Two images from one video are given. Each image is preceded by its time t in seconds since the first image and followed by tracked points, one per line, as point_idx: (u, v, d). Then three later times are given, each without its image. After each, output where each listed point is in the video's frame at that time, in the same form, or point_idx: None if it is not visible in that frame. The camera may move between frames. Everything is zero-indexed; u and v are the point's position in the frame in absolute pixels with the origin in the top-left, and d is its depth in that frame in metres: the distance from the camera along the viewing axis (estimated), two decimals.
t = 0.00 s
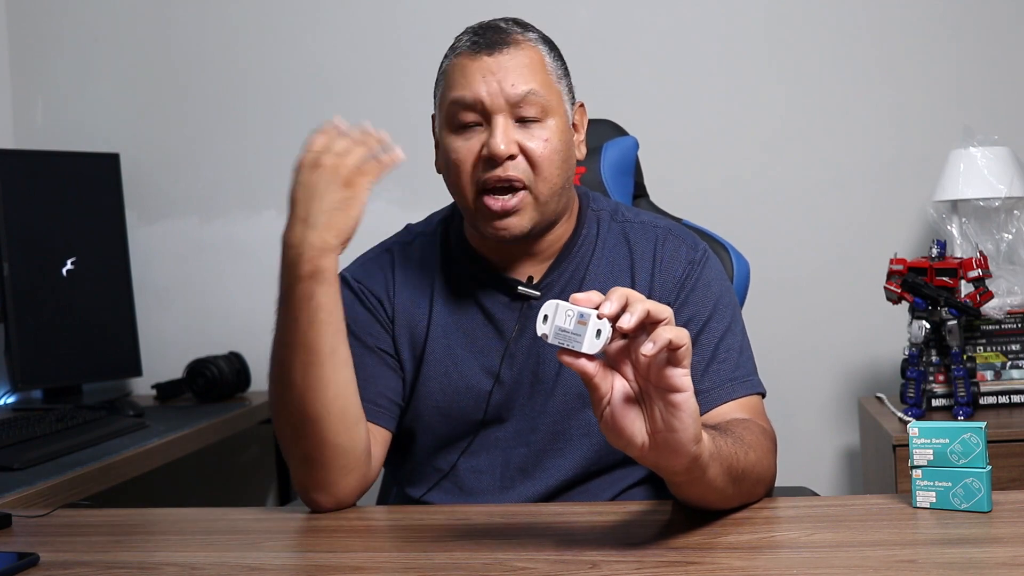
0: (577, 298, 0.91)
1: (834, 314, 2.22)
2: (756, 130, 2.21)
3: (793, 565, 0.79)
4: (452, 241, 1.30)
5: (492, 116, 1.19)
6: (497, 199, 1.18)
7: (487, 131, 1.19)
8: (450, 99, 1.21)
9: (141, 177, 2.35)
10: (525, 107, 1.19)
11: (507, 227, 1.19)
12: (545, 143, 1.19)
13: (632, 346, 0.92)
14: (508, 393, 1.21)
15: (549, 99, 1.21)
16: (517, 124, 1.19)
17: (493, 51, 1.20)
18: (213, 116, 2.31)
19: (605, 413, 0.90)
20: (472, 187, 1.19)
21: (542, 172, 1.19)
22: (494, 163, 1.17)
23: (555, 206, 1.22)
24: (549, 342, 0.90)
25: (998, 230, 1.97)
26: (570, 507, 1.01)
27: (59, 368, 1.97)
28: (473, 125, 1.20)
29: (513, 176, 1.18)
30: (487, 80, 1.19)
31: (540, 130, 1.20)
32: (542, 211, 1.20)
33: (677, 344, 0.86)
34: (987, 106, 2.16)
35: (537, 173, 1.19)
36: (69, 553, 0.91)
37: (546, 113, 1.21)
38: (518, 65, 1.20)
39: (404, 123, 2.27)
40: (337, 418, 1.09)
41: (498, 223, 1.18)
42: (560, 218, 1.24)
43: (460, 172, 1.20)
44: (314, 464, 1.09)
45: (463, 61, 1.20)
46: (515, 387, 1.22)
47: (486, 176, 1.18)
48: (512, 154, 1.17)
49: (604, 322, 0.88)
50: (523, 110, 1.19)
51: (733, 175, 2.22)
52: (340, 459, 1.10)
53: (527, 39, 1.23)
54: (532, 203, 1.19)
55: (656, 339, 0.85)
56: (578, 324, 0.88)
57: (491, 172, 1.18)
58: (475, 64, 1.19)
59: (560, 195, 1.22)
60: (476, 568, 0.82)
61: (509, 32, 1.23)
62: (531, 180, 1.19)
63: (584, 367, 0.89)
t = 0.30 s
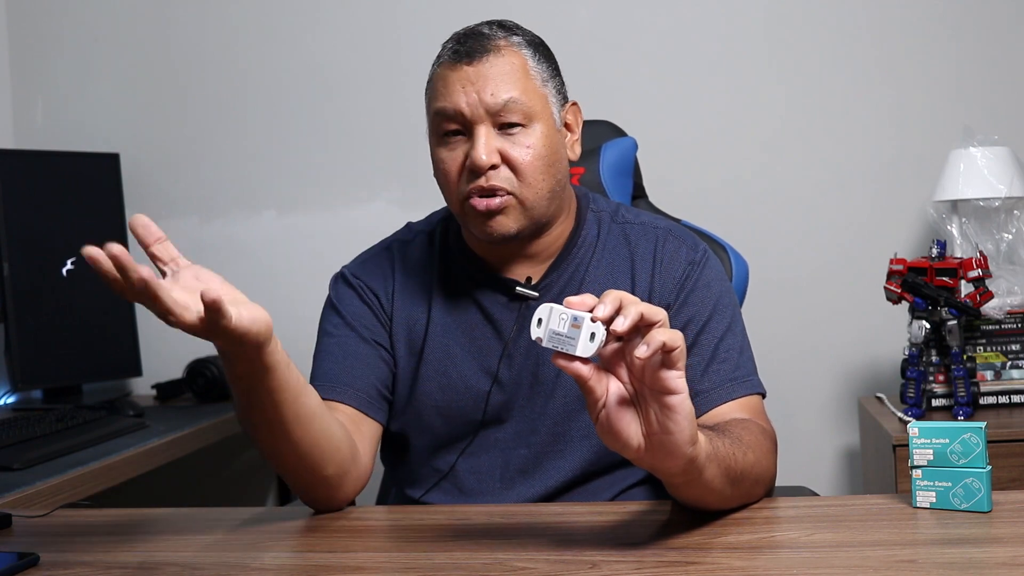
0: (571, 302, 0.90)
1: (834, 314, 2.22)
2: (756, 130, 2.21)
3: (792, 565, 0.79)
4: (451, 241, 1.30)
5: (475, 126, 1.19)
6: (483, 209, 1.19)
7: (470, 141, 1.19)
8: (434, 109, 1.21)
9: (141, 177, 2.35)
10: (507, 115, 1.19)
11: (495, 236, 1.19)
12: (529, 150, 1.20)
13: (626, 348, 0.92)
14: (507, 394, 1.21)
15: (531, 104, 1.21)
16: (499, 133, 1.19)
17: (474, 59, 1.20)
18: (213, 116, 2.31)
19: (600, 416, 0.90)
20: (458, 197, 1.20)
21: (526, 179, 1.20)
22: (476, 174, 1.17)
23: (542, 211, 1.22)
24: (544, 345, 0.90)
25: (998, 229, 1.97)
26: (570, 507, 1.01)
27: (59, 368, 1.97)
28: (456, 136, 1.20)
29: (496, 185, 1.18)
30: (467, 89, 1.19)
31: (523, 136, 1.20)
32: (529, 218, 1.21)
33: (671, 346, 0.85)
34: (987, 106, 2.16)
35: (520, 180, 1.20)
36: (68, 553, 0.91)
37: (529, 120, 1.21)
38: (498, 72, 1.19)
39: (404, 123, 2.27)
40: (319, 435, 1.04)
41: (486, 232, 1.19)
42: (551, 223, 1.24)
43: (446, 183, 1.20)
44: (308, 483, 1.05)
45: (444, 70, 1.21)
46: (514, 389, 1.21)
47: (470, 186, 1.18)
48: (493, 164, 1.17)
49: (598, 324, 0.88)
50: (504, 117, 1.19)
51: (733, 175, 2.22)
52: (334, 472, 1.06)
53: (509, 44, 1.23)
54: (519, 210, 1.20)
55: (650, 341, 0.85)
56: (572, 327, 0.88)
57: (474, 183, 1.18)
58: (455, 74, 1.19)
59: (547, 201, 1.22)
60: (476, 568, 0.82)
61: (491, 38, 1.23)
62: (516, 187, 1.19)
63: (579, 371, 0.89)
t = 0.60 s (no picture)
0: (573, 311, 0.90)
1: (834, 314, 2.22)
2: (756, 130, 2.21)
3: (792, 565, 0.79)
4: (449, 242, 1.30)
5: (468, 123, 1.19)
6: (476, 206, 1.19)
7: (463, 139, 1.20)
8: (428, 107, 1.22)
9: (141, 177, 2.35)
10: (501, 113, 1.20)
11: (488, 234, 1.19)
12: (523, 148, 1.20)
13: (631, 358, 0.92)
14: (504, 394, 1.21)
15: (526, 103, 1.21)
16: (493, 131, 1.20)
17: (469, 57, 1.20)
18: (213, 116, 2.31)
19: (605, 426, 0.90)
20: (451, 195, 1.20)
21: (519, 177, 1.20)
22: (469, 171, 1.18)
23: (536, 210, 1.22)
24: (547, 355, 0.90)
25: (998, 229, 1.97)
26: (570, 508, 1.01)
27: (59, 368, 1.97)
28: (450, 133, 1.20)
29: (489, 183, 1.18)
30: (462, 87, 1.19)
31: (517, 135, 1.20)
32: (523, 216, 1.21)
33: (676, 357, 0.85)
34: (987, 106, 2.16)
35: (513, 178, 1.20)
36: (68, 553, 0.91)
37: (524, 118, 1.21)
38: (493, 70, 1.20)
39: (404, 123, 2.27)
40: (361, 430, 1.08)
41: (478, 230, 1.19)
42: (546, 222, 1.24)
43: (440, 180, 1.20)
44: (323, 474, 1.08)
45: (440, 68, 1.21)
46: (510, 389, 1.22)
47: (463, 184, 1.19)
48: (485, 161, 1.17)
49: (601, 335, 0.88)
50: (498, 116, 1.20)
51: (733, 176, 2.22)
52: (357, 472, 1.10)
53: (507, 44, 1.23)
54: (511, 209, 1.20)
55: (655, 352, 0.85)
56: (575, 337, 0.88)
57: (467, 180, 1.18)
58: (450, 71, 1.20)
59: (542, 200, 1.22)
60: (476, 569, 0.82)
61: (488, 37, 1.23)
62: (508, 186, 1.20)
63: (582, 381, 0.89)
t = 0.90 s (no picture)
0: (568, 311, 0.90)
1: (834, 314, 2.22)
2: (756, 130, 2.21)
3: (792, 565, 0.79)
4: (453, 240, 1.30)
5: (467, 114, 1.19)
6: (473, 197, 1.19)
7: (462, 129, 1.20)
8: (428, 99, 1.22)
9: (141, 177, 2.35)
10: (499, 104, 1.20)
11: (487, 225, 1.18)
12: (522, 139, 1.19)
13: (626, 356, 0.92)
14: (505, 392, 1.21)
15: (524, 94, 1.21)
16: (491, 122, 1.20)
17: (469, 50, 1.21)
18: (214, 116, 2.31)
19: (600, 424, 0.90)
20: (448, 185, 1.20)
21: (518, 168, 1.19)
22: (466, 160, 1.17)
23: (534, 201, 1.21)
24: (542, 354, 0.90)
25: (998, 229, 1.97)
26: (570, 508, 1.01)
27: (59, 368, 1.97)
28: (449, 124, 1.21)
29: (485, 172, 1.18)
30: (461, 78, 1.19)
31: (516, 126, 1.20)
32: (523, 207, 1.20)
33: (670, 355, 0.86)
34: (987, 106, 2.16)
35: (510, 168, 1.19)
36: (68, 553, 0.91)
37: (522, 109, 1.21)
38: (493, 62, 1.20)
39: (404, 123, 2.27)
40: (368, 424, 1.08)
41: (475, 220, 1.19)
42: (546, 214, 1.24)
43: (439, 171, 1.21)
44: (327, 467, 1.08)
45: (440, 61, 1.22)
46: (512, 387, 1.22)
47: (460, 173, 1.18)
48: (483, 150, 1.17)
49: (596, 334, 0.87)
50: (497, 106, 1.20)
51: (733, 176, 2.23)
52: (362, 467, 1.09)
53: (508, 37, 1.24)
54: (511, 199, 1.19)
55: (649, 350, 0.85)
56: (570, 336, 0.88)
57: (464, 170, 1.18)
58: (450, 62, 1.20)
59: (541, 192, 1.22)
60: (476, 569, 0.82)
61: (490, 31, 1.24)
62: (507, 176, 1.19)
63: (577, 379, 0.89)
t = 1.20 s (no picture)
0: (574, 305, 0.91)
1: (834, 314, 2.22)
2: (756, 130, 2.21)
3: (793, 565, 0.79)
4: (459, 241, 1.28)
5: (497, 101, 1.20)
6: (500, 184, 1.19)
7: (491, 116, 1.20)
8: (456, 83, 1.22)
9: (140, 177, 2.35)
10: (529, 92, 1.20)
11: (511, 213, 1.19)
12: (550, 128, 1.20)
13: (631, 352, 0.92)
14: (511, 391, 1.21)
15: (553, 85, 1.22)
16: (521, 109, 1.20)
17: (499, 38, 1.22)
18: (214, 116, 2.31)
19: (604, 419, 0.90)
20: (475, 170, 1.19)
21: (545, 157, 1.20)
22: (496, 145, 1.18)
23: (558, 192, 1.22)
24: (547, 348, 0.90)
25: (998, 229, 1.97)
26: (570, 508, 1.01)
27: (59, 368, 1.97)
28: (477, 110, 1.21)
29: (515, 158, 1.19)
30: (493, 65, 1.20)
31: (544, 115, 1.21)
32: (547, 197, 1.21)
33: (676, 351, 0.86)
34: (987, 106, 2.16)
35: (540, 156, 1.19)
36: (68, 553, 0.91)
37: (550, 99, 1.22)
38: (524, 51, 1.21)
39: (404, 123, 2.27)
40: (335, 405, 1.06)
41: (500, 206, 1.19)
42: (566, 206, 1.24)
43: (464, 155, 1.20)
44: (309, 459, 1.07)
45: (470, 47, 1.22)
46: (517, 385, 1.21)
47: (489, 159, 1.19)
48: (513, 136, 1.18)
49: (602, 329, 0.88)
50: (527, 95, 1.20)
51: (733, 176, 2.22)
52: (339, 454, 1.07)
53: (536, 30, 1.25)
54: (537, 188, 1.20)
55: (655, 346, 0.85)
56: (575, 331, 0.88)
57: (493, 155, 1.18)
58: (481, 49, 1.21)
59: (565, 183, 1.22)
60: (476, 569, 0.82)
61: (518, 22, 1.25)
62: (535, 164, 1.19)
63: (582, 375, 0.89)
